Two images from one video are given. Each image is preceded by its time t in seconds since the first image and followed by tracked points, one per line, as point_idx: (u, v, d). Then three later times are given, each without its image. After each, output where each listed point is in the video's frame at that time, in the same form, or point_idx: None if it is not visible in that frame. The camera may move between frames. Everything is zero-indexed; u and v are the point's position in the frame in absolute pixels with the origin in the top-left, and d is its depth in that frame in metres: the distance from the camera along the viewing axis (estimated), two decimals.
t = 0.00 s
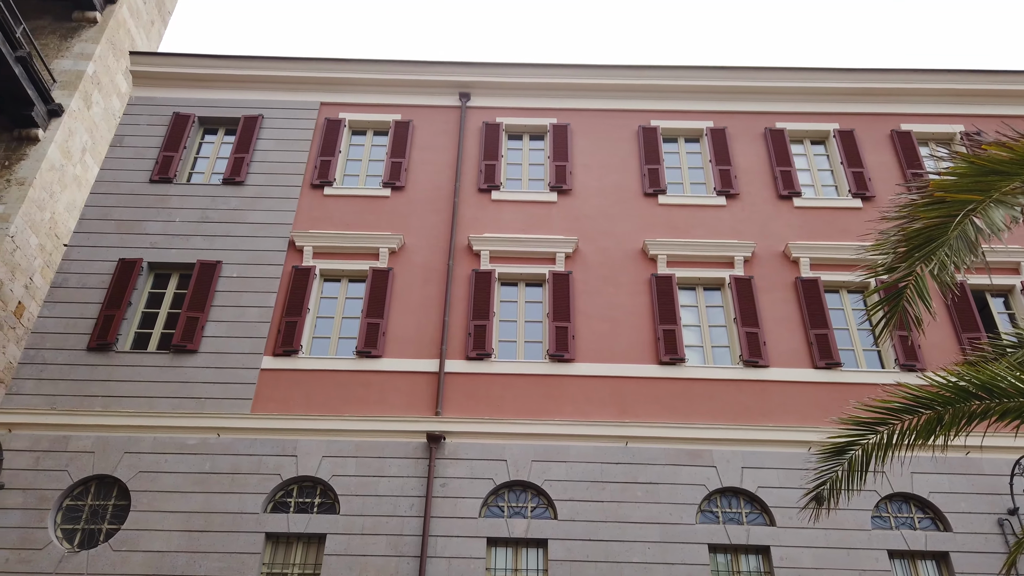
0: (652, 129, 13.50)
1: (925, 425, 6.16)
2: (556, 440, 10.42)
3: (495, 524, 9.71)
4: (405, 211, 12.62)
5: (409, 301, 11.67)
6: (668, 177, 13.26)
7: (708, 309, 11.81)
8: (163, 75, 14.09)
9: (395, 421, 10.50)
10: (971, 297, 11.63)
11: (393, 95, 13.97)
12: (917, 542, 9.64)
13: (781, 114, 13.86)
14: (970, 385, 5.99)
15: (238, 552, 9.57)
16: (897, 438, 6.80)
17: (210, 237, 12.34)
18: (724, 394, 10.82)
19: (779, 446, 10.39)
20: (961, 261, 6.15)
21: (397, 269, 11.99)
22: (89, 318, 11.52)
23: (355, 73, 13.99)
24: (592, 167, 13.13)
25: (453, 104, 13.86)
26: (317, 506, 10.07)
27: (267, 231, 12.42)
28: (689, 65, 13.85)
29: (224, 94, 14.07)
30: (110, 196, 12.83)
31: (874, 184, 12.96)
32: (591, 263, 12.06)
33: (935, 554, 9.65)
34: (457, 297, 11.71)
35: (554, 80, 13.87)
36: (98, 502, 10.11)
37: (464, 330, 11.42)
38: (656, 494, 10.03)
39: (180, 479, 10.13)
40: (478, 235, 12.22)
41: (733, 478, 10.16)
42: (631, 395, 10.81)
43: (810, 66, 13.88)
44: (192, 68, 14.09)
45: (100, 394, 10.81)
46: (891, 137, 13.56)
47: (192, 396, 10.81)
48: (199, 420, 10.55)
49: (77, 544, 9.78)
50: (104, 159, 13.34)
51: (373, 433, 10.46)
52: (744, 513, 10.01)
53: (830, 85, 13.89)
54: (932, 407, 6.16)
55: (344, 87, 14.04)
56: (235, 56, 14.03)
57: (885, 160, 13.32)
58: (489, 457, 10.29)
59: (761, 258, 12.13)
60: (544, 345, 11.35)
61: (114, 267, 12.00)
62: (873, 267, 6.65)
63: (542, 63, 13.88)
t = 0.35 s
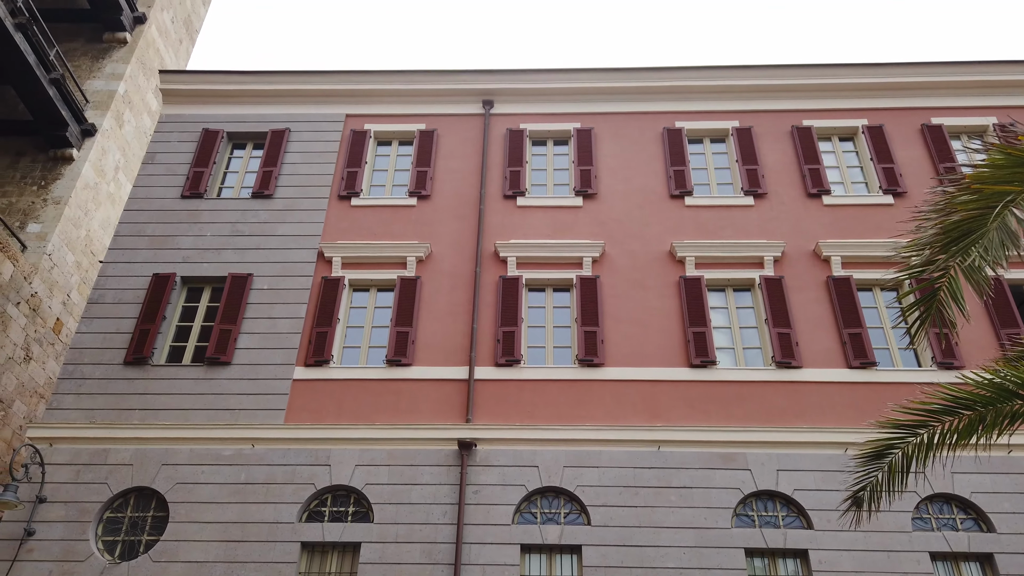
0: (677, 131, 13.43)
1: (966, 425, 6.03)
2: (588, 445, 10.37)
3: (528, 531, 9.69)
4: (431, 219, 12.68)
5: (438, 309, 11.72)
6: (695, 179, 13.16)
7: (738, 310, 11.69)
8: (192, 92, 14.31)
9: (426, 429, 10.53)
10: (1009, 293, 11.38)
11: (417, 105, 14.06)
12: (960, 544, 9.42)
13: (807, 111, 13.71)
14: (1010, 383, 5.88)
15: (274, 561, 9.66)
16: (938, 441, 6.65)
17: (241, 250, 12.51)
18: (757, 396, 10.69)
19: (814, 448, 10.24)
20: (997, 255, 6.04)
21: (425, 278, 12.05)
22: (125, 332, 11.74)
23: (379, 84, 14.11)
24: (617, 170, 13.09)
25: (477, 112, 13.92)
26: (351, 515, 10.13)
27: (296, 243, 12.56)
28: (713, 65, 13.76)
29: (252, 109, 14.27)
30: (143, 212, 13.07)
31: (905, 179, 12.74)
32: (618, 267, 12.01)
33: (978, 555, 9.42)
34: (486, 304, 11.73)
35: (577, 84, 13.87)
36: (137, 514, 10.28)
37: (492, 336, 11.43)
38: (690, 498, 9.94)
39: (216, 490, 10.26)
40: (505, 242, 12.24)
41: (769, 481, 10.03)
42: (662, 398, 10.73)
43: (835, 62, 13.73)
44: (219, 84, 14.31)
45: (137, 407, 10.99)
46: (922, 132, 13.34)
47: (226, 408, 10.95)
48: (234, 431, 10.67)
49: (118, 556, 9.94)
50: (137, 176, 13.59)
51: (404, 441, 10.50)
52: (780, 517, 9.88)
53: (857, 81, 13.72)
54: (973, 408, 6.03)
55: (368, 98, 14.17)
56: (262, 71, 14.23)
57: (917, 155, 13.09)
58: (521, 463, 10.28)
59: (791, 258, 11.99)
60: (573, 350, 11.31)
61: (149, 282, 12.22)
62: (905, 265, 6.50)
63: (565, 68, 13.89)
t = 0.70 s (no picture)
0: (703, 131, 13.34)
1: (1009, 424, 5.95)
2: (622, 450, 10.31)
3: (564, 537, 9.64)
4: (459, 228, 12.74)
5: (468, 317, 11.75)
6: (723, 179, 13.05)
7: (771, 311, 11.55)
8: (221, 109, 14.54)
9: (459, 437, 10.56)
10: None
11: (443, 114, 14.15)
12: (1007, 544, 9.17)
13: (836, 108, 13.55)
14: None
15: (312, 570, 9.73)
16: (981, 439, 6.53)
17: (273, 263, 12.68)
18: (793, 398, 10.54)
19: (854, 449, 10.07)
20: None
21: (454, 286, 12.10)
22: (163, 347, 11.94)
23: (404, 95, 14.22)
24: (644, 173, 13.03)
25: (502, 120, 13.97)
26: (387, 523, 10.18)
27: (326, 255, 12.69)
28: (738, 64, 13.67)
29: (280, 124, 14.47)
30: (177, 228, 13.30)
31: (939, 173, 12.51)
32: (648, 270, 11.94)
33: None
34: (516, 311, 11.74)
35: (602, 88, 13.85)
36: (178, 526, 10.44)
37: (523, 343, 11.42)
38: (727, 502, 9.82)
39: (254, 501, 10.38)
40: (533, 248, 12.25)
41: (808, 484, 9.88)
42: (696, 402, 10.63)
43: (863, 57, 13.56)
44: (248, 100, 14.54)
45: (176, 420, 11.17)
46: (955, 124, 13.09)
47: (262, 419, 11.08)
48: (270, 442, 10.80)
49: (160, 567, 10.10)
50: (171, 193, 13.84)
51: (438, 449, 10.53)
52: (821, 520, 9.71)
53: (885, 75, 13.53)
54: (1017, 406, 5.95)
55: (394, 109, 14.29)
56: (289, 86, 14.44)
57: (950, 148, 12.85)
58: (555, 469, 10.25)
59: (824, 256, 11.83)
60: (605, 355, 11.26)
61: (184, 297, 12.42)
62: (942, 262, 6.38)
63: (589, 73, 13.89)
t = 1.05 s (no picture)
0: (731, 130, 13.23)
1: None
2: (658, 453, 10.23)
3: (601, 543, 9.57)
4: (488, 234, 12.78)
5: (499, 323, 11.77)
6: (753, 178, 12.92)
7: (805, 310, 11.40)
8: (251, 124, 14.75)
9: (492, 443, 10.56)
10: None
11: (468, 122, 14.22)
12: None
13: (865, 102, 13.36)
14: None
15: None
16: None
17: (305, 275, 12.83)
18: (830, 397, 10.38)
19: (894, 448, 9.88)
20: None
21: (484, 293, 12.13)
22: (200, 360, 12.13)
23: (430, 104, 14.32)
24: (672, 174, 12.96)
25: (527, 125, 14.00)
26: (423, 531, 10.21)
27: (357, 265, 12.81)
28: (764, 62, 13.56)
29: (309, 137, 14.65)
30: (211, 243, 13.51)
31: (975, 165, 12.26)
32: (678, 272, 11.86)
33: None
34: (546, 316, 11.74)
35: (627, 91, 13.81)
36: (219, 536, 10.58)
37: (555, 348, 11.41)
38: (766, 504, 9.69)
39: (292, 510, 10.48)
40: (562, 253, 12.23)
41: (848, 485, 9.71)
42: (731, 404, 10.51)
43: (892, 50, 13.37)
44: (277, 115, 14.74)
45: (214, 432, 11.34)
46: (990, 115, 12.83)
47: (298, 429, 11.20)
48: (306, 452, 10.90)
49: None
50: (204, 208, 14.07)
51: (472, 456, 10.55)
52: (862, 521, 9.53)
53: (916, 67, 13.32)
54: None
55: (420, 118, 14.39)
56: (317, 100, 14.62)
57: (986, 139, 12.59)
58: (590, 475, 10.20)
59: (858, 253, 11.65)
60: (637, 358, 11.19)
61: (220, 311, 12.62)
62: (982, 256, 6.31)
63: (614, 76, 13.87)
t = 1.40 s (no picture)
0: (760, 127, 13.08)
1: None
2: (694, 455, 10.13)
3: (639, 547, 9.49)
4: (516, 239, 12.78)
5: (530, 328, 11.76)
6: (783, 174, 12.76)
7: (841, 306, 11.21)
8: (280, 137, 14.93)
9: (526, 448, 10.54)
10: None
11: (494, 127, 14.24)
12: None
13: (897, 94, 13.13)
14: None
15: None
16: None
17: (336, 284, 12.93)
18: (869, 395, 10.19)
19: (937, 446, 9.67)
20: None
21: (514, 297, 12.13)
22: (236, 371, 12.29)
23: (455, 111, 14.37)
24: (700, 173, 12.85)
25: (553, 129, 13.99)
26: (460, 537, 10.22)
27: (387, 273, 12.89)
28: (791, 57, 13.40)
29: (337, 148, 14.79)
30: (244, 255, 13.70)
31: (1012, 155, 11.98)
32: (710, 272, 11.75)
33: None
34: (577, 319, 11.69)
35: (652, 91, 13.73)
36: (258, 545, 10.69)
37: (586, 351, 11.35)
38: (806, 505, 9.54)
39: (330, 518, 10.56)
40: (591, 255, 12.18)
41: (890, 484, 9.51)
42: (767, 403, 10.37)
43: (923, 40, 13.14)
44: (305, 127, 14.90)
45: (251, 442, 11.47)
46: None
47: (333, 438, 11.28)
48: (342, 460, 10.98)
49: None
50: (236, 221, 14.26)
51: (506, 461, 10.54)
52: (906, 521, 9.33)
53: (948, 57, 13.07)
54: None
55: (446, 126, 14.45)
56: (344, 111, 14.76)
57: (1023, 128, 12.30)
58: (625, 478, 10.13)
59: (894, 248, 11.43)
60: (669, 359, 11.10)
61: (254, 322, 12.77)
62: None
63: (639, 76, 13.81)
